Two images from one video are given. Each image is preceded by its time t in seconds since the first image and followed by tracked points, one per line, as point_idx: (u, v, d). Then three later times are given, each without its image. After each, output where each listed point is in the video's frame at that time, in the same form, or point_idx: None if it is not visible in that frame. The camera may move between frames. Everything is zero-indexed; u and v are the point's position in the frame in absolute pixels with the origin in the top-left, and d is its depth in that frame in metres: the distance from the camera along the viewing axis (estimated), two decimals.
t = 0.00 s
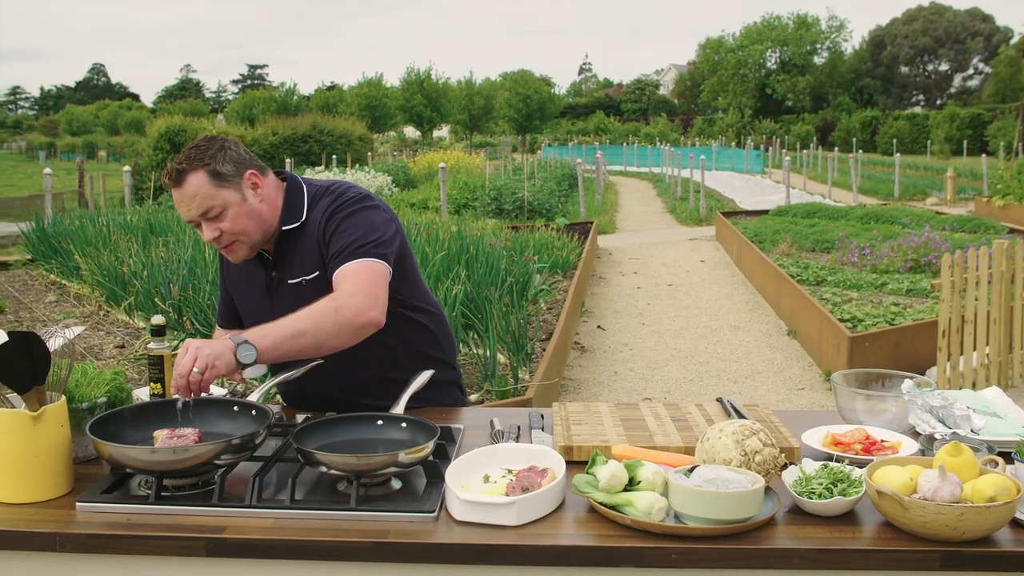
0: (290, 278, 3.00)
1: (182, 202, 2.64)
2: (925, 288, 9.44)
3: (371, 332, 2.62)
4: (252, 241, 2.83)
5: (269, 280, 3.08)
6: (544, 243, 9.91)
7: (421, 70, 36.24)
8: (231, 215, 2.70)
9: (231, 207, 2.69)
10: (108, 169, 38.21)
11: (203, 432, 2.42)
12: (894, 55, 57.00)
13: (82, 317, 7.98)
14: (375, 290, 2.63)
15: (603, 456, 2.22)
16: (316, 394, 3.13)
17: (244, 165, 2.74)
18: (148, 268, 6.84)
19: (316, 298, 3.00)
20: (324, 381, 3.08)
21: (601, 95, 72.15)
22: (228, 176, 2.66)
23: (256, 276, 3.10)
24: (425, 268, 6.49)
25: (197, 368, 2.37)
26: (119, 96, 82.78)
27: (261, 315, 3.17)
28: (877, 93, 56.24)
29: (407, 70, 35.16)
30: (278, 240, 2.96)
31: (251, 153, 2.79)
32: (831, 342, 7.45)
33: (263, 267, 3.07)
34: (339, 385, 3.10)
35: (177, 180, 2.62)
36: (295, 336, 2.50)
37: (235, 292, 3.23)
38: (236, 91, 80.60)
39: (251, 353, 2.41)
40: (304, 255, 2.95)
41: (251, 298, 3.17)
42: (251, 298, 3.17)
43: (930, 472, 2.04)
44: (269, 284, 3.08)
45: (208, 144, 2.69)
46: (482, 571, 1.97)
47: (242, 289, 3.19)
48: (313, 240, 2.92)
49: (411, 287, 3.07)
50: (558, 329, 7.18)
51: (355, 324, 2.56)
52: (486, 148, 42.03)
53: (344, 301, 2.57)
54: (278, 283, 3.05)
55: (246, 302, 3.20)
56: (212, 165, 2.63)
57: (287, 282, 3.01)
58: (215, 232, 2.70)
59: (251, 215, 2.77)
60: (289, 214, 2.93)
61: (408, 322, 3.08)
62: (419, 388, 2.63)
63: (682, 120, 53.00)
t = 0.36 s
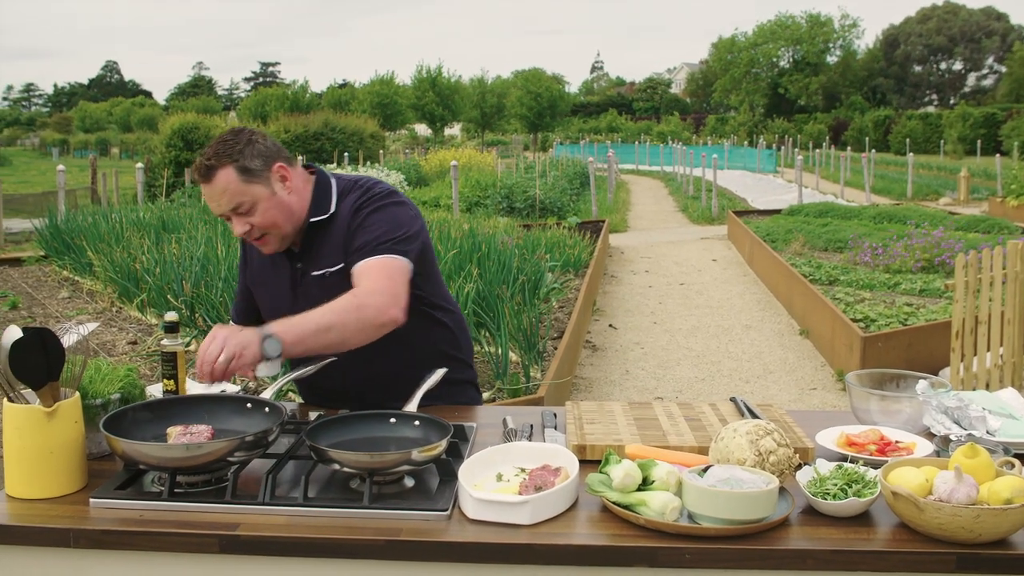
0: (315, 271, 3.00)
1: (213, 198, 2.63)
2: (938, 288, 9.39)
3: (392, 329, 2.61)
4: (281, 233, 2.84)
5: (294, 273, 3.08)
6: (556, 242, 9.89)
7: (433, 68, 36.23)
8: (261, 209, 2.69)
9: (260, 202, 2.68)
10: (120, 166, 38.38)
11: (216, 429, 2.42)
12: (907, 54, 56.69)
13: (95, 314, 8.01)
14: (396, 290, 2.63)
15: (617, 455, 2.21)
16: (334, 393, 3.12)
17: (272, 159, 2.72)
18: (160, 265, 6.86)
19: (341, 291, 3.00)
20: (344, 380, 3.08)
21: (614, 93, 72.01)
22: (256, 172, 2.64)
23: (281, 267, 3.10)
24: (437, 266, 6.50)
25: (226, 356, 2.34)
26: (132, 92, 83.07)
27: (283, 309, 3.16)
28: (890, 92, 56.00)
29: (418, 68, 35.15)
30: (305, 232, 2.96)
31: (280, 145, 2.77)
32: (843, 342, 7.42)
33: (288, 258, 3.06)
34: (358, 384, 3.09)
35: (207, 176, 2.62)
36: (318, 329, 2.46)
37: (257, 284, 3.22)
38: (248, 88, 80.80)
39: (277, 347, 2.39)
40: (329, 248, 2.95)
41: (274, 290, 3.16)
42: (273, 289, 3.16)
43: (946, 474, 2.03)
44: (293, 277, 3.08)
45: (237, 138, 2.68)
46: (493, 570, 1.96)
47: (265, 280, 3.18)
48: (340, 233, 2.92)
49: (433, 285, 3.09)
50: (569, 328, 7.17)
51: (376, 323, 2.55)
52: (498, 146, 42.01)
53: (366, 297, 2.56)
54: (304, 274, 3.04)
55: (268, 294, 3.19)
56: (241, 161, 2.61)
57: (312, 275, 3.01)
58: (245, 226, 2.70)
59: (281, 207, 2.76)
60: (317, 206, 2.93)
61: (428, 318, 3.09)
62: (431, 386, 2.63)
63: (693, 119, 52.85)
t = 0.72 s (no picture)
0: (384, 248, 2.99)
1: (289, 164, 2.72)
2: (945, 291, 9.37)
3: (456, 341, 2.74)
4: (350, 208, 2.85)
5: (363, 246, 3.06)
6: (562, 244, 9.90)
7: (439, 70, 36.27)
8: (327, 183, 2.72)
9: (327, 177, 2.71)
10: (127, 168, 38.56)
11: (223, 431, 2.42)
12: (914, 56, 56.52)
13: (101, 315, 8.04)
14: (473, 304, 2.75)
15: (623, 457, 2.21)
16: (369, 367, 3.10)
17: (348, 138, 2.72)
18: (167, 267, 6.89)
19: (406, 275, 2.98)
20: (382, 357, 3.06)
21: (620, 96, 71.99)
22: (327, 150, 2.67)
23: (350, 235, 3.09)
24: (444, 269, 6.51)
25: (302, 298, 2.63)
26: (139, 94, 83.17)
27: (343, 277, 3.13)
28: (897, 96, 55.92)
29: (425, 70, 35.19)
30: (384, 211, 2.97)
31: (364, 125, 2.77)
32: (850, 345, 7.41)
33: (359, 231, 3.06)
34: (395, 366, 3.07)
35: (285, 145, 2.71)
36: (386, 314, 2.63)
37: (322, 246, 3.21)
38: (255, 91, 81.00)
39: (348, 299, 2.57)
40: (404, 232, 2.96)
41: (337, 256, 3.16)
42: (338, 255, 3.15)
43: (954, 478, 2.02)
44: (361, 251, 3.07)
45: (319, 112, 2.73)
46: (498, 572, 1.96)
47: (332, 245, 3.18)
48: (421, 219, 2.93)
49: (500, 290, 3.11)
50: (576, 330, 7.16)
51: (439, 331, 2.67)
52: (504, 148, 42.02)
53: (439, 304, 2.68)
54: (373, 251, 3.03)
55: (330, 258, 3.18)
56: (313, 137, 2.66)
57: (381, 251, 3.01)
58: (312, 195, 2.75)
59: (350, 185, 2.77)
60: (402, 187, 2.95)
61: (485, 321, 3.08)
62: (441, 387, 2.63)
63: (700, 122, 52.80)
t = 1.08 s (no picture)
0: (347, 248, 2.99)
1: (270, 146, 2.78)
2: (948, 290, 9.36)
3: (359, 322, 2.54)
4: (322, 201, 2.90)
5: (333, 247, 3.08)
6: (564, 243, 9.90)
7: (441, 70, 36.26)
8: (304, 171, 2.78)
9: (306, 166, 2.77)
10: (129, 167, 38.58)
11: (226, 429, 2.43)
12: (917, 56, 56.44)
13: (103, 314, 8.04)
14: (377, 288, 2.59)
15: (625, 457, 2.21)
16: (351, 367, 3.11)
17: (333, 130, 2.80)
18: (169, 266, 6.89)
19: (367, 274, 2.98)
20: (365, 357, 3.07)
21: (622, 95, 71.93)
22: (311, 137, 2.74)
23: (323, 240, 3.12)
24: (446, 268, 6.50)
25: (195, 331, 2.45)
26: (141, 93, 83.09)
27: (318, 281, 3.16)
28: (899, 95, 55.85)
29: (427, 69, 35.18)
30: (347, 210, 2.98)
31: (350, 120, 2.84)
32: (852, 344, 7.40)
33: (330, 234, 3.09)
34: (377, 373, 3.09)
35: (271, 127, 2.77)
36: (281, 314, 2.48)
37: (299, 250, 3.25)
38: (258, 89, 81.03)
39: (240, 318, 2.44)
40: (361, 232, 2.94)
41: (313, 261, 3.18)
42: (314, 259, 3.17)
43: (957, 477, 2.02)
44: (332, 252, 3.09)
45: (309, 101, 2.79)
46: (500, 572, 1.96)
47: (308, 252, 3.21)
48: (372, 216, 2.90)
49: (467, 286, 3.09)
50: (579, 329, 7.16)
51: (343, 319, 2.51)
52: (507, 148, 41.98)
53: (337, 290, 2.52)
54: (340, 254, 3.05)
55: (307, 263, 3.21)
56: (300, 124, 2.73)
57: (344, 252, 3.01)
58: (288, 181, 2.80)
59: (328, 176, 2.83)
60: (367, 188, 2.94)
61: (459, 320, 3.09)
62: (441, 386, 2.63)
63: (702, 121, 52.73)
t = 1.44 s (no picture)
0: (295, 265, 3.00)
1: (209, 169, 2.77)
2: (958, 293, 9.33)
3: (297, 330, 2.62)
4: (265, 221, 2.92)
5: (285, 265, 3.10)
6: (573, 244, 9.90)
7: (450, 72, 36.33)
8: (246, 193, 2.79)
9: (248, 187, 2.78)
10: (140, 169, 38.74)
11: (235, 430, 2.43)
12: (926, 58, 56.29)
13: (113, 315, 8.07)
14: (310, 295, 2.64)
15: (634, 459, 2.21)
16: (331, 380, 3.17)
17: (272, 149, 2.81)
18: (178, 267, 6.92)
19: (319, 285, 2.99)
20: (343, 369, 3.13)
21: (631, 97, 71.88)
22: (252, 159, 2.75)
23: (274, 259, 3.14)
24: (453, 269, 6.52)
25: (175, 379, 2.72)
26: (151, 95, 83.37)
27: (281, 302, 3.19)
28: (909, 97, 55.69)
29: (436, 71, 35.25)
30: (288, 226, 2.99)
31: (287, 139, 2.86)
32: (861, 347, 7.38)
33: (280, 252, 3.10)
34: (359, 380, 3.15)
35: (209, 150, 2.76)
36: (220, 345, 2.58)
37: (255, 274, 3.27)
38: (267, 90, 81.26)
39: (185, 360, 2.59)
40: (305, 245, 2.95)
41: (271, 281, 3.21)
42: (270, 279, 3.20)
43: (967, 480, 2.02)
44: (285, 270, 3.11)
45: (247, 122, 2.79)
46: (507, 572, 1.96)
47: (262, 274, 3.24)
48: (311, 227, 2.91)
49: (423, 280, 3.10)
50: (586, 331, 7.17)
51: (280, 334, 2.58)
52: (516, 149, 42.02)
53: (271, 307, 2.60)
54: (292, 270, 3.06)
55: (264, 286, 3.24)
56: (239, 146, 2.73)
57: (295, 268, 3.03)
58: (229, 204, 2.81)
59: (270, 197, 2.85)
60: (305, 202, 2.94)
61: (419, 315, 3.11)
62: (447, 388, 2.63)
63: (712, 123, 52.69)
